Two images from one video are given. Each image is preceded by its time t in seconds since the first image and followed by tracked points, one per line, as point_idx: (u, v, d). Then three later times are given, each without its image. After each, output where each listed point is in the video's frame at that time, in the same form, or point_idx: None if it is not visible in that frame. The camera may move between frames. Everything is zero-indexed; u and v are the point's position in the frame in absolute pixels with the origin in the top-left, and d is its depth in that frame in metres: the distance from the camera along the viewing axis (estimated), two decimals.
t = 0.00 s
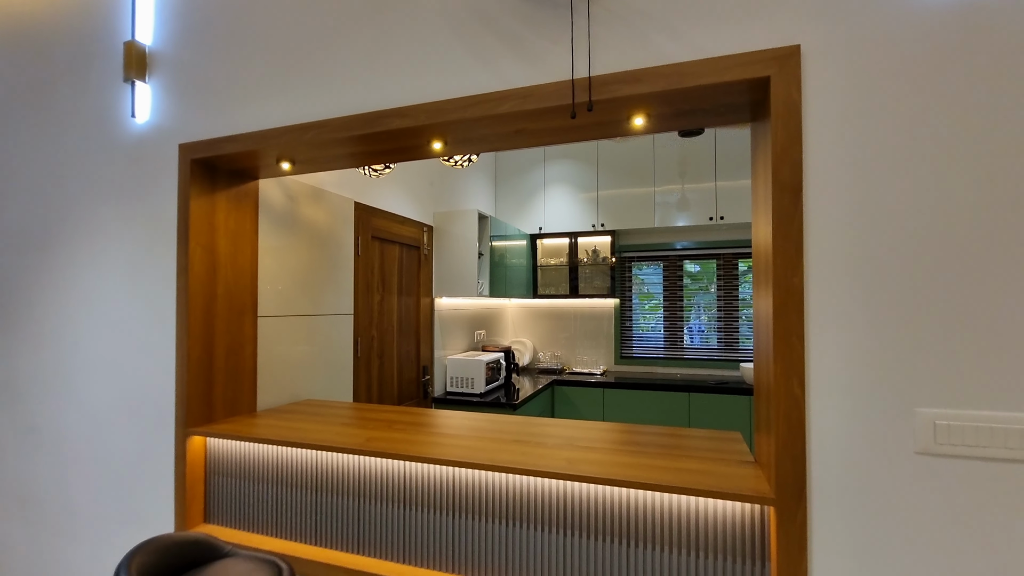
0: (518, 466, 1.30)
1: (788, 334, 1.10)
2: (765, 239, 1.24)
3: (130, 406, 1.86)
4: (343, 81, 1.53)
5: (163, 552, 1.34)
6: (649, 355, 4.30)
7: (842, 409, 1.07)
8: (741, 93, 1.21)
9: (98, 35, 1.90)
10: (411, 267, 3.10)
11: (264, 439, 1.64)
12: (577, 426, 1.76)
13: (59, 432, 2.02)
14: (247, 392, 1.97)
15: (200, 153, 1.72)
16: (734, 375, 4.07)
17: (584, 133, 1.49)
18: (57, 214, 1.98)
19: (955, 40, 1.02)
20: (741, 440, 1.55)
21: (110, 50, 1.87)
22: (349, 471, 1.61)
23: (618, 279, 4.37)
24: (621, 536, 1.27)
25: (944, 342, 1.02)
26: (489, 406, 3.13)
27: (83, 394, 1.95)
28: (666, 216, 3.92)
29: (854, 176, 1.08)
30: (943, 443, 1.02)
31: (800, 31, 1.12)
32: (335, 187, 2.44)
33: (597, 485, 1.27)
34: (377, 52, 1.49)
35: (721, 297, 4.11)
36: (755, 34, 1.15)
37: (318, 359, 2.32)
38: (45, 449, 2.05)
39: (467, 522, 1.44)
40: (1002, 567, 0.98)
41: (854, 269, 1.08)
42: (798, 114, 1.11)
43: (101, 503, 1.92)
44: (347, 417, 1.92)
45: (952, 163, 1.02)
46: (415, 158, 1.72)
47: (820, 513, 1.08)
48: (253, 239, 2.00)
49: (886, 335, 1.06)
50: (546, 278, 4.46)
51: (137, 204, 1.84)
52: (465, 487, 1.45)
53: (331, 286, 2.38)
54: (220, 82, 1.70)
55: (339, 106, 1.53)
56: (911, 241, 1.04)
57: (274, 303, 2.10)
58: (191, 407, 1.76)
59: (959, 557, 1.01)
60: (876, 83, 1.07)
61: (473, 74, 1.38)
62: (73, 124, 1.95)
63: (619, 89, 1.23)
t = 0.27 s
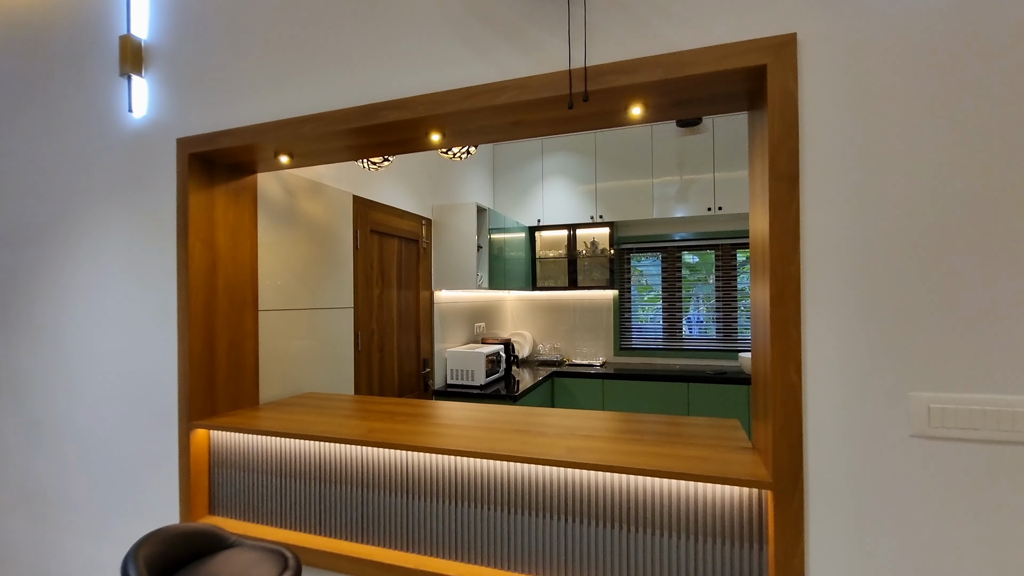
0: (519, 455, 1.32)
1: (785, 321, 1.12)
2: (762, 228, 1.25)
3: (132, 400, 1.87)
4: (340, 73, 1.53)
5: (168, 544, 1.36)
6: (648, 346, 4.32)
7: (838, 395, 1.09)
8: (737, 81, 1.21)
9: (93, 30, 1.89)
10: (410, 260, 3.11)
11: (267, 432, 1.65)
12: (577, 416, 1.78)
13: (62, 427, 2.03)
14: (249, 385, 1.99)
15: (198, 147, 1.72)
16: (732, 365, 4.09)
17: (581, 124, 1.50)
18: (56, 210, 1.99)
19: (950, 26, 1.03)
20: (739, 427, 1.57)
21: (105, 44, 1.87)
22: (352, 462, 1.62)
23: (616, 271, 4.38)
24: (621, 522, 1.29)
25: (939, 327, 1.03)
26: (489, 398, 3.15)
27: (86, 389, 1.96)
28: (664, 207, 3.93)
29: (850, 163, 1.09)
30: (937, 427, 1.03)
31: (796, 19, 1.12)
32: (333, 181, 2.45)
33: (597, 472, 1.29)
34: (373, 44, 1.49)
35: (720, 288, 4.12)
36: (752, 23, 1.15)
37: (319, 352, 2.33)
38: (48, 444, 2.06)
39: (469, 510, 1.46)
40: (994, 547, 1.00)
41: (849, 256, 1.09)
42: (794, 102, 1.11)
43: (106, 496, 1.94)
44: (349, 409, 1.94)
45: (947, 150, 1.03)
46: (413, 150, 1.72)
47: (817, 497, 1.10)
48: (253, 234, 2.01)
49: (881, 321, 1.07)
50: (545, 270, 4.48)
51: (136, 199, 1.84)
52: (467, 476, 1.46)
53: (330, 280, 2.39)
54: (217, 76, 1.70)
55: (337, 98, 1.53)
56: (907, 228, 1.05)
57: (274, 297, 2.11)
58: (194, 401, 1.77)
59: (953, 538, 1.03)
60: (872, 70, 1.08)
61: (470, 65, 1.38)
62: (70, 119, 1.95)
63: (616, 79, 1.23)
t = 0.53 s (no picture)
0: (523, 445, 1.34)
1: (783, 310, 1.13)
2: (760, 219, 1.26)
3: (138, 395, 1.89)
4: (340, 68, 1.53)
5: (177, 535, 1.38)
6: (649, 339, 4.34)
7: (835, 383, 1.11)
8: (735, 74, 1.22)
9: (94, 27, 1.90)
10: (411, 255, 3.13)
11: (273, 424, 1.67)
12: (578, 406, 1.80)
13: (69, 422, 2.05)
14: (253, 379, 2.01)
15: (200, 143, 1.73)
16: (733, 357, 4.11)
17: (581, 117, 1.51)
18: (60, 207, 2.00)
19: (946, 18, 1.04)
20: (739, 417, 1.59)
21: (106, 41, 1.87)
22: (357, 453, 1.65)
23: (617, 264, 4.39)
24: (623, 509, 1.31)
25: (935, 315, 1.05)
26: (491, 391, 3.18)
27: (92, 384, 1.98)
28: (664, 200, 3.93)
29: (847, 154, 1.10)
30: (932, 413, 1.05)
31: (793, 11, 1.13)
32: (334, 176, 2.47)
33: (599, 461, 1.31)
34: (373, 39, 1.50)
35: (720, 281, 4.13)
36: (749, 15, 1.16)
37: (322, 346, 2.35)
38: (55, 438, 2.08)
39: (473, 499, 1.49)
40: (989, 530, 1.02)
41: (846, 246, 1.10)
42: (791, 94, 1.12)
43: (114, 490, 1.97)
44: (352, 402, 1.96)
45: (942, 141, 1.04)
46: (414, 145, 1.73)
47: (815, 483, 1.12)
48: (255, 229, 2.02)
49: (878, 310, 1.09)
50: (545, 264, 4.48)
51: (139, 195, 1.85)
52: (470, 466, 1.49)
53: (332, 275, 2.41)
54: (218, 72, 1.71)
55: (337, 94, 1.54)
56: (903, 217, 1.07)
57: (277, 292, 2.13)
58: (200, 395, 1.79)
59: (949, 522, 1.04)
60: (869, 61, 1.09)
61: (470, 59, 1.38)
62: (72, 117, 1.96)
63: (615, 72, 1.24)
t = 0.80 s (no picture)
0: (524, 434, 1.37)
1: (779, 299, 1.15)
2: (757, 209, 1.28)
3: (145, 389, 1.92)
4: (341, 64, 1.55)
5: (188, 525, 1.42)
6: (649, 331, 4.37)
7: (830, 370, 1.13)
8: (732, 67, 1.23)
9: (95, 25, 1.91)
10: (412, 249, 3.16)
11: (279, 416, 1.70)
12: (578, 397, 1.83)
13: (77, 417, 2.08)
14: (258, 372, 2.03)
15: (203, 140, 1.74)
16: (733, 348, 4.13)
17: (580, 110, 1.52)
18: (64, 205, 2.02)
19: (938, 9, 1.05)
20: (737, 405, 1.62)
21: (107, 39, 1.89)
22: (361, 444, 1.67)
23: (617, 257, 4.41)
24: (623, 496, 1.34)
25: (927, 303, 1.07)
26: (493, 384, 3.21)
27: (99, 380, 2.01)
28: (664, 192, 3.94)
29: (841, 145, 1.12)
30: (925, 399, 1.07)
31: (789, 4, 1.14)
32: (335, 171, 2.49)
33: (599, 449, 1.34)
34: (373, 35, 1.51)
35: (720, 273, 4.15)
36: (746, 8, 1.17)
37: (325, 340, 2.38)
38: (64, 433, 2.12)
39: (476, 487, 1.52)
40: (980, 512, 1.05)
41: (841, 236, 1.12)
42: (786, 86, 1.14)
43: (123, 483, 2.00)
44: (356, 394, 1.99)
45: (934, 132, 1.06)
46: (414, 139, 1.75)
47: (811, 468, 1.14)
48: (258, 225, 2.04)
49: (871, 298, 1.11)
50: (546, 257, 4.50)
51: (143, 192, 1.87)
52: (473, 455, 1.51)
53: (334, 270, 2.43)
54: (219, 69, 1.72)
55: (338, 89, 1.55)
56: (896, 207, 1.09)
57: (280, 286, 2.16)
58: (206, 388, 1.82)
59: (941, 504, 1.07)
60: (863, 53, 1.10)
61: (470, 54, 1.40)
62: (75, 115, 1.98)
63: (613, 66, 1.26)
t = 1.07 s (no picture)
0: (527, 420, 1.40)
1: (777, 285, 1.17)
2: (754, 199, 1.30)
3: (152, 381, 1.95)
4: (342, 57, 1.55)
5: (199, 510, 1.45)
6: (650, 321, 4.39)
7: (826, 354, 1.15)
8: (730, 56, 1.24)
9: (95, 19, 1.91)
10: (413, 241, 3.18)
11: (285, 406, 1.73)
12: (579, 384, 1.85)
13: (86, 409, 2.11)
14: (264, 363, 2.06)
15: (205, 134, 1.76)
16: (733, 337, 4.16)
17: (579, 100, 1.53)
18: (68, 199, 2.04)
19: None
20: (736, 391, 1.65)
21: (108, 34, 1.89)
22: (366, 432, 1.70)
23: (617, 247, 4.42)
24: (624, 480, 1.37)
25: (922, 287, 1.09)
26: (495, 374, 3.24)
27: (107, 372, 2.04)
28: (664, 182, 3.95)
29: (838, 133, 1.13)
30: (919, 381, 1.10)
31: None
32: (336, 164, 2.50)
33: (600, 434, 1.37)
34: (373, 27, 1.51)
35: (720, 262, 4.17)
36: None
37: (329, 331, 2.41)
38: (73, 425, 2.15)
39: (479, 473, 1.55)
40: (973, 491, 1.07)
41: (837, 222, 1.14)
42: (784, 75, 1.15)
43: (132, 473, 2.03)
44: (359, 384, 2.03)
45: (930, 118, 1.07)
46: (415, 131, 1.76)
47: (807, 451, 1.16)
48: (261, 218, 2.06)
49: (866, 283, 1.13)
50: (546, 248, 4.52)
51: (147, 186, 1.88)
52: (477, 442, 1.54)
53: (337, 262, 2.45)
54: (220, 62, 1.73)
55: (339, 81, 1.56)
56: (891, 194, 1.10)
57: (283, 278, 2.18)
58: (213, 379, 1.85)
59: (935, 484, 1.09)
60: (859, 41, 1.11)
61: (470, 45, 1.40)
62: (77, 110, 1.99)
63: (612, 56, 1.26)
